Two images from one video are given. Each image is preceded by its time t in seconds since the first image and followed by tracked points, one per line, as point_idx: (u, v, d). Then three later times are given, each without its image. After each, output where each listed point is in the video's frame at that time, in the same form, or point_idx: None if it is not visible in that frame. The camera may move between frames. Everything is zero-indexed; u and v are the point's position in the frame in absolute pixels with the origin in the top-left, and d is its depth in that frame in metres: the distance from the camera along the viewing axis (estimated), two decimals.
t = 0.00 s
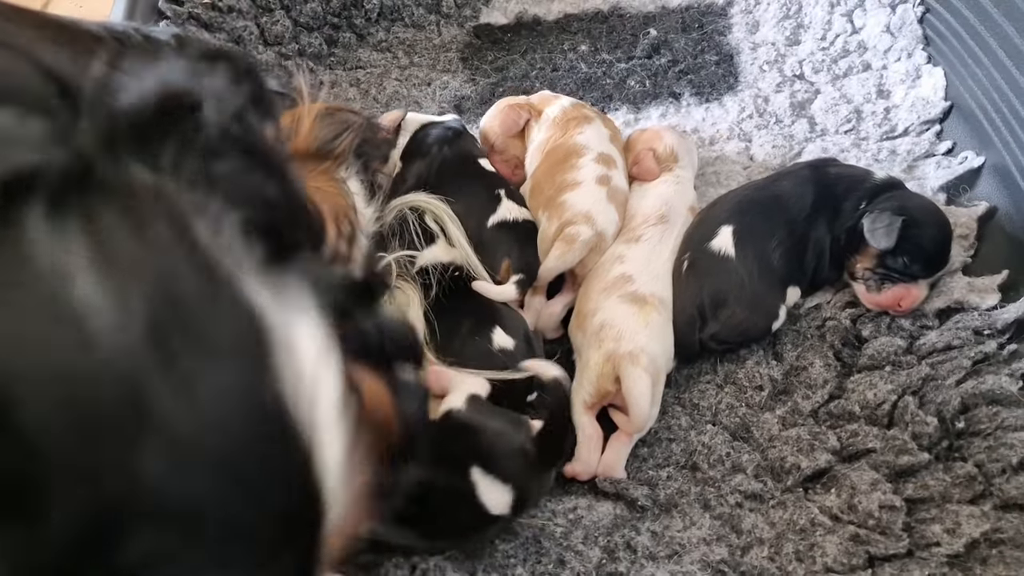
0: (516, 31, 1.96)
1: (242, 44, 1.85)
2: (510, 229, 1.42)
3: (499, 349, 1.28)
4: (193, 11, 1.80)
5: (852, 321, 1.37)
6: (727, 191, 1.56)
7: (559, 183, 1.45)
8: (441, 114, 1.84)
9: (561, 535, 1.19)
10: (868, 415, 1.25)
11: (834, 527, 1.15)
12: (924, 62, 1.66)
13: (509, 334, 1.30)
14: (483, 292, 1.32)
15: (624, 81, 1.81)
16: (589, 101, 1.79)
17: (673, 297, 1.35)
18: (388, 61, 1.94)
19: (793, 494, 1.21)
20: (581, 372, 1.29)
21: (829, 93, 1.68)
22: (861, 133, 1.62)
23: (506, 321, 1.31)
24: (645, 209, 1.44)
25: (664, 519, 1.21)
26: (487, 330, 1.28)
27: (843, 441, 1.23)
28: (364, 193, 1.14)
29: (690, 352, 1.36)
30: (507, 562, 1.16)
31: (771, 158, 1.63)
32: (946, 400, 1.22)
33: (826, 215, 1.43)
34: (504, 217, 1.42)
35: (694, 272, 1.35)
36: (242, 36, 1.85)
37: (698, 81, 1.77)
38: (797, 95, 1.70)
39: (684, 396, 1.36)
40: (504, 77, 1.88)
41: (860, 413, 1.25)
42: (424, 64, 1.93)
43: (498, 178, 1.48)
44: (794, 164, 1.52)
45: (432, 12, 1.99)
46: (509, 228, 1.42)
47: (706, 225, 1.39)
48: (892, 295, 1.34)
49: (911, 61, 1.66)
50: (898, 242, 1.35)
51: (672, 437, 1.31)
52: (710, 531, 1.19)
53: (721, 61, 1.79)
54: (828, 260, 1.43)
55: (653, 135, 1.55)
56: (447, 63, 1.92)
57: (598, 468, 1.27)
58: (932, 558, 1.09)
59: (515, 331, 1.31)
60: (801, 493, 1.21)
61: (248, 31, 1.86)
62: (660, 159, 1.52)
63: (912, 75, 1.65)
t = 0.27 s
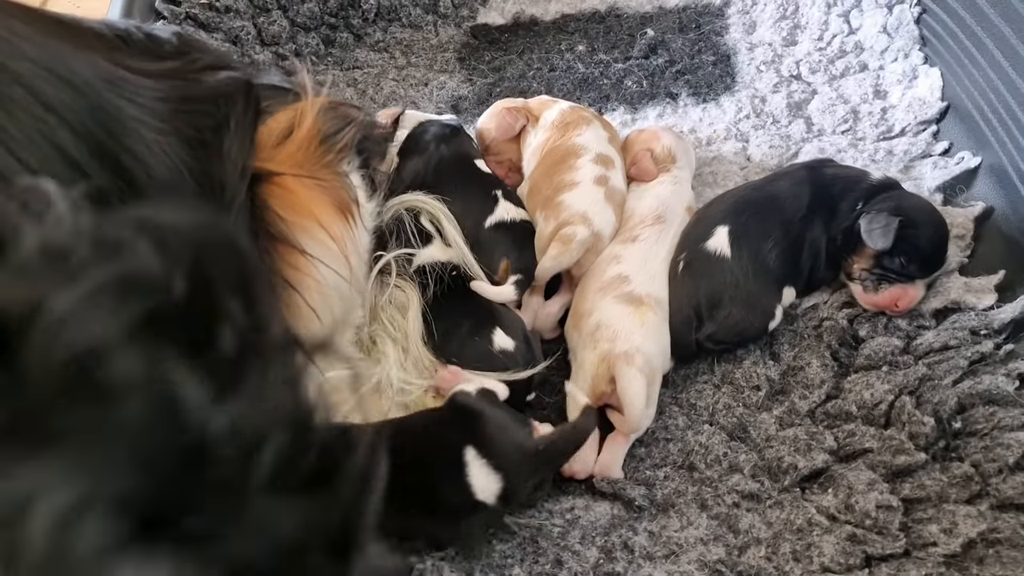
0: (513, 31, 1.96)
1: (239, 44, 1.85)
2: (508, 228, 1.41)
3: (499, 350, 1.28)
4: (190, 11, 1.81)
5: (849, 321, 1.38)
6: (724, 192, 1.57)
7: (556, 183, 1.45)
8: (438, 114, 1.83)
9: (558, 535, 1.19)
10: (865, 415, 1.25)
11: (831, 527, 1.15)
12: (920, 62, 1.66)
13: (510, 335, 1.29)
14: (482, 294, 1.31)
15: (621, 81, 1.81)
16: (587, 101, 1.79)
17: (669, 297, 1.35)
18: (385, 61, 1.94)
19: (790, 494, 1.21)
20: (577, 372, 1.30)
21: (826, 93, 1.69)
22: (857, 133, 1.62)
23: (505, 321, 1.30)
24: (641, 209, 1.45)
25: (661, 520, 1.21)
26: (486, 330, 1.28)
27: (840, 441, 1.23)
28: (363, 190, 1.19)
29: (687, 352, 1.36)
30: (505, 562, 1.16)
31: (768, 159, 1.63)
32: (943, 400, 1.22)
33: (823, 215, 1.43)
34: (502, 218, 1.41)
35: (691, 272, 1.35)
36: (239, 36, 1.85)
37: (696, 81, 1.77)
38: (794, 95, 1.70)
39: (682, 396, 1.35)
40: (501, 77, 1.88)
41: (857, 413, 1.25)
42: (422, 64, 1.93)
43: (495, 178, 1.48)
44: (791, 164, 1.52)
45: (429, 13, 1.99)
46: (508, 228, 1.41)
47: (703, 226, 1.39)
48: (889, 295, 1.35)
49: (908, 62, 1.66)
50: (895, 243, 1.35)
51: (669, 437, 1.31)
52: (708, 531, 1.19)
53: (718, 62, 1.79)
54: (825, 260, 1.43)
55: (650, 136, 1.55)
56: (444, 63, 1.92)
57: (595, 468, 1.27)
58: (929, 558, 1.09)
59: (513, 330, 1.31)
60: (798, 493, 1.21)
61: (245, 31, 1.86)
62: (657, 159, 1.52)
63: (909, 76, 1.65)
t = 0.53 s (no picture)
0: (509, 31, 1.96)
1: (235, 44, 1.85)
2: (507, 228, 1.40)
3: (495, 351, 1.27)
4: (186, 11, 1.81)
5: (846, 320, 1.38)
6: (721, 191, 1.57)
7: (553, 183, 1.45)
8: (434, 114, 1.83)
9: (556, 534, 1.19)
10: (862, 414, 1.25)
11: (829, 526, 1.16)
12: (916, 62, 1.66)
13: (506, 335, 1.29)
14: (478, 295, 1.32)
15: (619, 80, 1.81)
16: (583, 101, 1.79)
17: (665, 296, 1.35)
18: (382, 61, 1.94)
19: (787, 493, 1.21)
20: (572, 371, 1.30)
21: (823, 93, 1.69)
22: (854, 133, 1.62)
23: (501, 321, 1.30)
24: (637, 208, 1.45)
25: (659, 518, 1.21)
26: (482, 332, 1.28)
27: (838, 440, 1.24)
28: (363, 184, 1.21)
29: (685, 351, 1.36)
30: (502, 561, 1.17)
31: (765, 158, 1.63)
32: (940, 399, 1.22)
33: (819, 214, 1.42)
34: (499, 216, 1.39)
35: (687, 271, 1.35)
36: (236, 36, 1.86)
37: (692, 81, 1.77)
38: (790, 95, 1.70)
39: (679, 395, 1.35)
40: (498, 77, 1.88)
41: (854, 412, 1.26)
42: (419, 64, 1.93)
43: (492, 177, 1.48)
44: (788, 164, 1.52)
45: (425, 13, 1.99)
46: (506, 226, 1.39)
47: (699, 225, 1.39)
48: (885, 294, 1.35)
49: (904, 62, 1.67)
50: (891, 242, 1.35)
51: (666, 436, 1.31)
52: (705, 530, 1.19)
53: (715, 61, 1.79)
54: (821, 260, 1.43)
55: (647, 135, 1.55)
56: (441, 63, 1.92)
57: (592, 466, 1.27)
58: (926, 556, 1.10)
59: (511, 330, 1.30)
60: (795, 492, 1.21)
61: (242, 31, 1.86)
62: (654, 159, 1.52)
63: (905, 75, 1.65)
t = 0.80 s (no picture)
0: (508, 29, 1.96)
1: (234, 42, 1.86)
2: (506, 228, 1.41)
3: (492, 350, 1.27)
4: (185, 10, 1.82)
5: (845, 317, 1.38)
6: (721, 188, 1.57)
7: (555, 179, 1.45)
8: (433, 112, 1.83)
9: (556, 532, 1.19)
10: (861, 411, 1.26)
11: (828, 523, 1.16)
12: (915, 60, 1.66)
13: (503, 334, 1.28)
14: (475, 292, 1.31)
15: (617, 79, 1.81)
16: (582, 99, 1.79)
17: (665, 294, 1.35)
18: (381, 59, 1.94)
19: (786, 490, 1.21)
20: (571, 368, 1.30)
21: (821, 91, 1.69)
22: (853, 130, 1.62)
23: (499, 319, 1.30)
24: (639, 206, 1.45)
25: (658, 516, 1.21)
26: (480, 330, 1.28)
27: (837, 437, 1.24)
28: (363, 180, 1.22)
29: (685, 348, 1.36)
30: (502, 559, 1.17)
31: (764, 156, 1.63)
32: (939, 395, 1.22)
33: (818, 212, 1.42)
34: (500, 221, 1.39)
35: (687, 268, 1.35)
36: (235, 35, 1.86)
37: (691, 79, 1.77)
38: (789, 93, 1.70)
39: (679, 392, 1.36)
40: (497, 75, 1.88)
41: (853, 409, 1.26)
42: (417, 62, 1.93)
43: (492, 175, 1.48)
44: (787, 161, 1.52)
45: (424, 11, 1.99)
46: (506, 231, 1.39)
47: (700, 222, 1.39)
48: (884, 292, 1.35)
49: (902, 59, 1.67)
50: (890, 239, 1.35)
51: (666, 434, 1.31)
52: (705, 527, 1.19)
53: (714, 60, 1.80)
54: (820, 257, 1.43)
55: (651, 132, 1.55)
56: (440, 61, 1.92)
57: (591, 463, 1.27)
58: (925, 552, 1.10)
59: (510, 329, 1.30)
60: (794, 489, 1.21)
61: (241, 30, 1.87)
62: (658, 156, 1.52)
63: (904, 73, 1.66)
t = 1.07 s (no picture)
0: (507, 28, 1.96)
1: (233, 40, 1.86)
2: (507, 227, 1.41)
3: (493, 347, 1.27)
4: (184, 7, 1.82)
5: (845, 315, 1.38)
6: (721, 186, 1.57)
7: (557, 177, 1.45)
8: (432, 110, 1.83)
9: (557, 529, 1.19)
10: (862, 408, 1.26)
11: (829, 520, 1.16)
12: (914, 58, 1.67)
13: (504, 330, 1.28)
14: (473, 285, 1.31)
15: (616, 77, 1.81)
16: (581, 98, 1.79)
17: (666, 293, 1.35)
18: (380, 57, 1.93)
19: (787, 487, 1.21)
20: (573, 366, 1.30)
21: (820, 89, 1.69)
22: (852, 128, 1.63)
23: (500, 316, 1.30)
24: (640, 205, 1.45)
25: (659, 513, 1.21)
26: (480, 326, 1.28)
27: (837, 434, 1.24)
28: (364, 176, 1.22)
29: (685, 344, 1.36)
30: (503, 556, 1.16)
31: (763, 155, 1.64)
32: (939, 393, 1.22)
33: (818, 210, 1.43)
34: (500, 218, 1.38)
35: (688, 264, 1.35)
36: (234, 32, 1.86)
37: (690, 77, 1.77)
38: (788, 91, 1.71)
39: (678, 390, 1.36)
40: (496, 73, 1.88)
41: (853, 406, 1.26)
42: (416, 60, 1.92)
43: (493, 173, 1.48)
44: (785, 159, 1.53)
45: (423, 9, 1.99)
46: (508, 227, 1.38)
47: (700, 218, 1.39)
48: (885, 289, 1.35)
49: (901, 58, 1.67)
50: (891, 238, 1.35)
51: (666, 431, 1.31)
52: (705, 524, 1.19)
53: (713, 58, 1.80)
54: (819, 254, 1.43)
55: (653, 132, 1.54)
56: (439, 60, 1.92)
57: (592, 460, 1.27)
58: (926, 549, 1.10)
59: (512, 325, 1.30)
60: (795, 486, 1.21)
61: (239, 27, 1.87)
62: (659, 156, 1.52)
63: (903, 72, 1.66)
